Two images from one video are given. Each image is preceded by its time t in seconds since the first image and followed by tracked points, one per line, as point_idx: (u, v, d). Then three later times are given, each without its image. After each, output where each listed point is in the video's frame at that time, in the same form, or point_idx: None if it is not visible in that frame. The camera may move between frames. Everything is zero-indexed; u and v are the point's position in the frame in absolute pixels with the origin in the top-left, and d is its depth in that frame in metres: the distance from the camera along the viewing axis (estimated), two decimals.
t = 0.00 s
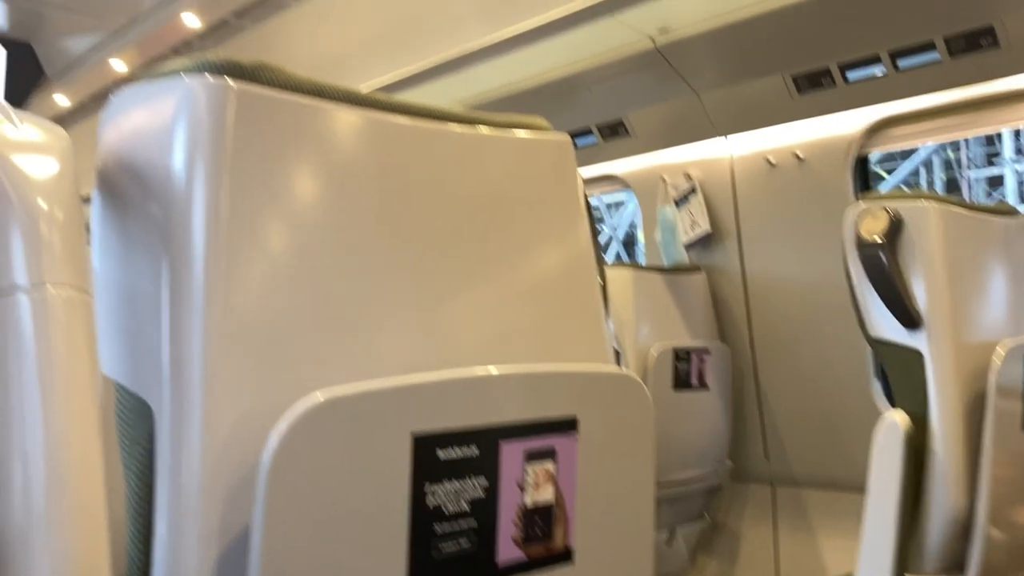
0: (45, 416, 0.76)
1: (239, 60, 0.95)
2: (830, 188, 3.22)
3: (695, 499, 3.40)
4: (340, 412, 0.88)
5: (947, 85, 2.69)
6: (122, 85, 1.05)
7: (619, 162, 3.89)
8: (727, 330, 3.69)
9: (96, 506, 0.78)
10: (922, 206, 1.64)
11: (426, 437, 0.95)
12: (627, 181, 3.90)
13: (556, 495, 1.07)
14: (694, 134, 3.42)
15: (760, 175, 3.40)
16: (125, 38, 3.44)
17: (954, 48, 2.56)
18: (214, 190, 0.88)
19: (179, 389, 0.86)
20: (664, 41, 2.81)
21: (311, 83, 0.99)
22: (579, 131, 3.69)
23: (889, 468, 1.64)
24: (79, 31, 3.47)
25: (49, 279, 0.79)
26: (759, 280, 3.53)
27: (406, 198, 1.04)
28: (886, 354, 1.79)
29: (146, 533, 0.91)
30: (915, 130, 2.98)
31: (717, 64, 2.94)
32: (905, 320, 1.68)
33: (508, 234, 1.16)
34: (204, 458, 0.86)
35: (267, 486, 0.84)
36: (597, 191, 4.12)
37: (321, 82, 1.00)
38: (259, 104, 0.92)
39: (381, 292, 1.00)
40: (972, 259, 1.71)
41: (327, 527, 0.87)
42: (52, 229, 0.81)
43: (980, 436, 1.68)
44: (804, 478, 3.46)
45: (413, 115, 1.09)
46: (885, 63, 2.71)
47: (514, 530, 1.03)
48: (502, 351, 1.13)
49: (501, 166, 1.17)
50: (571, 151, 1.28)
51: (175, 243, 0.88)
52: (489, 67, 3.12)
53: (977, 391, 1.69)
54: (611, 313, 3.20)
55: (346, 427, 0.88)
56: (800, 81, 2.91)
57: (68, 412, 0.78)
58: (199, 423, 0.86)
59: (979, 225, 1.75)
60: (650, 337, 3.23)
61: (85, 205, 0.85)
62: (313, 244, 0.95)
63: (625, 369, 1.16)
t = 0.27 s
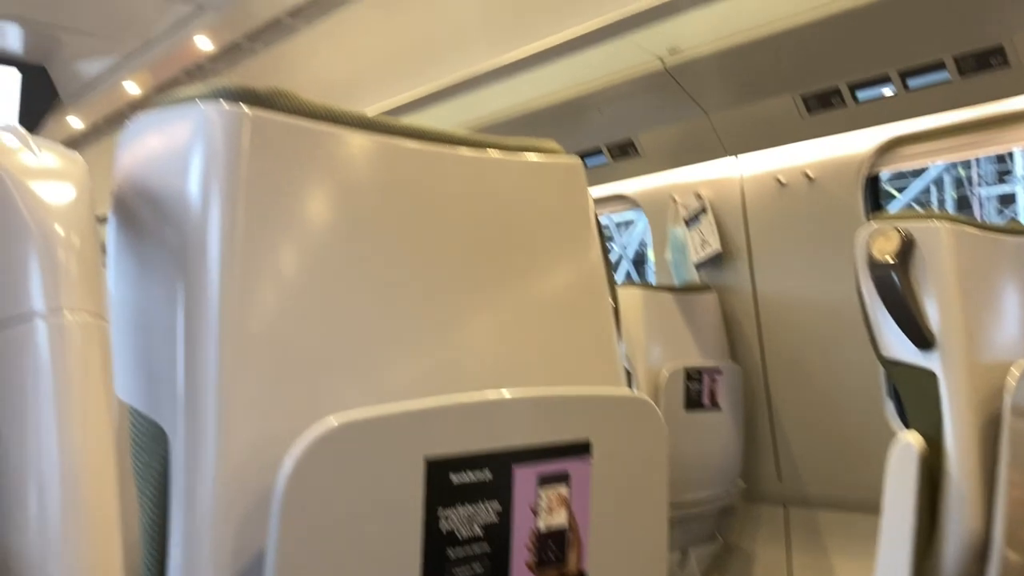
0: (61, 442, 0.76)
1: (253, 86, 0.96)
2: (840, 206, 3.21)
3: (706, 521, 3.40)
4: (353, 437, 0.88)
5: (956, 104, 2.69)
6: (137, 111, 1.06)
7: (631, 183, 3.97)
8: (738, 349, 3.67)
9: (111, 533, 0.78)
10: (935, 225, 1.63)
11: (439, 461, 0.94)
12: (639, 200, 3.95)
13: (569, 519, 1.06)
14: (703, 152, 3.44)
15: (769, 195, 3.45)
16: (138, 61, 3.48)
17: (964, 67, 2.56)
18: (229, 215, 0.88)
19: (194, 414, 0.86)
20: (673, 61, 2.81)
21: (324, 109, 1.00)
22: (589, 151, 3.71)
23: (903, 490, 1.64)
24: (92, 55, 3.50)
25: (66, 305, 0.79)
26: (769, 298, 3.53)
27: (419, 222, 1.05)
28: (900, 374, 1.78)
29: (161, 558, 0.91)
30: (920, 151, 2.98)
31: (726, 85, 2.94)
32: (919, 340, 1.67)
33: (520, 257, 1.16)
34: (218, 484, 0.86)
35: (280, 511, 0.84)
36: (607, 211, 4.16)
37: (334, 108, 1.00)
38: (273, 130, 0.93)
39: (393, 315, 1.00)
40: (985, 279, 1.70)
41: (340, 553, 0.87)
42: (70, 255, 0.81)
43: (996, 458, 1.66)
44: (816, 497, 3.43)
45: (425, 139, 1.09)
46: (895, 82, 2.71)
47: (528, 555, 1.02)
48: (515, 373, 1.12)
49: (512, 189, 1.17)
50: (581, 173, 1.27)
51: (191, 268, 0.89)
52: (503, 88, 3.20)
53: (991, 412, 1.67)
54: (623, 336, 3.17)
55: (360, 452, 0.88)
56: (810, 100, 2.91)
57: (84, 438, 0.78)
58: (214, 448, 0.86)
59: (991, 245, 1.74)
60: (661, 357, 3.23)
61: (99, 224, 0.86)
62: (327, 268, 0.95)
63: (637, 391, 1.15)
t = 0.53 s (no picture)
0: (73, 458, 0.77)
1: (263, 104, 0.96)
2: (847, 219, 3.21)
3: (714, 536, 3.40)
4: (363, 453, 0.88)
5: (962, 116, 2.69)
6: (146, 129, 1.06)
7: (637, 196, 3.98)
8: (746, 363, 3.67)
9: (122, 549, 0.78)
10: (943, 239, 1.64)
11: (448, 477, 0.94)
12: (646, 214, 3.96)
13: (578, 536, 1.06)
14: (710, 167, 3.44)
15: (778, 209, 3.44)
16: (149, 75, 3.51)
17: (971, 80, 2.56)
18: (239, 231, 0.89)
19: (203, 430, 0.86)
20: (680, 74, 2.82)
21: (334, 126, 1.00)
22: (595, 164, 3.71)
23: (913, 505, 1.65)
24: (103, 70, 3.52)
25: (77, 322, 0.80)
26: (777, 312, 3.51)
27: (428, 238, 1.05)
28: (909, 389, 1.78)
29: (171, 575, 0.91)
30: (927, 164, 2.98)
31: (732, 99, 2.94)
32: (928, 354, 1.67)
33: (529, 273, 1.16)
34: (228, 500, 0.85)
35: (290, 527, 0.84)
36: (614, 224, 4.16)
37: (343, 124, 1.01)
38: (283, 147, 0.93)
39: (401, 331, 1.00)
40: (994, 293, 1.70)
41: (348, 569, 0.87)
42: (82, 272, 0.81)
43: (1007, 473, 1.65)
44: (827, 512, 3.41)
45: (434, 156, 1.09)
46: (902, 95, 2.71)
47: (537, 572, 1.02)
48: (523, 388, 1.12)
49: (521, 205, 1.17)
50: (589, 189, 1.27)
51: (201, 284, 0.89)
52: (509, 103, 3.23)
53: (1002, 426, 1.66)
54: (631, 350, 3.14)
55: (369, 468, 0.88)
56: (817, 114, 2.92)
57: (95, 454, 0.78)
58: (224, 464, 0.86)
59: (1001, 259, 1.74)
60: (669, 371, 3.23)
61: (109, 237, 0.86)
62: (335, 284, 0.95)
63: (646, 407, 1.15)
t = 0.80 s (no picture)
0: (89, 482, 0.76)
1: (279, 129, 0.96)
2: (859, 239, 3.21)
3: (727, 557, 3.38)
4: (377, 477, 0.88)
5: (973, 135, 2.69)
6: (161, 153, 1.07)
7: (647, 216, 3.99)
8: (758, 384, 3.66)
9: None
10: (956, 259, 1.63)
11: (461, 502, 0.94)
12: (656, 233, 3.96)
13: (593, 561, 1.05)
14: (721, 185, 3.45)
15: (789, 228, 3.43)
16: (159, 98, 3.52)
17: (983, 100, 2.57)
18: (254, 254, 0.89)
19: (218, 454, 0.86)
20: (690, 96, 2.80)
21: (349, 150, 1.00)
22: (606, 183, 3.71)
23: (929, 527, 1.62)
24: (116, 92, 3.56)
25: (94, 347, 0.80)
26: (790, 332, 3.50)
27: (441, 261, 1.05)
28: (924, 410, 1.76)
29: None
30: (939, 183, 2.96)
31: (742, 120, 2.94)
32: (943, 375, 1.66)
33: (543, 296, 1.16)
34: (241, 526, 0.85)
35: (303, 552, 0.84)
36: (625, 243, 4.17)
37: (358, 148, 1.01)
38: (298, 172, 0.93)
39: (415, 353, 1.00)
40: (1009, 314, 1.69)
41: None
42: (99, 296, 0.81)
43: None
44: (843, 535, 3.36)
45: (447, 179, 1.10)
46: (913, 114, 2.72)
47: None
48: (536, 411, 1.11)
49: (534, 228, 1.17)
50: (602, 212, 1.27)
51: (217, 307, 0.89)
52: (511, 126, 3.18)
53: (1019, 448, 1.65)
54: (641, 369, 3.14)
55: (382, 493, 0.88)
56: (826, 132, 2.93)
57: (111, 478, 0.78)
58: (238, 489, 0.85)
59: (1016, 280, 1.73)
60: (680, 391, 3.20)
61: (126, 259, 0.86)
62: (349, 306, 0.95)
63: (659, 430, 1.14)
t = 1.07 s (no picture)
0: (104, 506, 0.76)
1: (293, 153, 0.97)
2: (871, 257, 3.20)
3: None
4: (391, 500, 0.88)
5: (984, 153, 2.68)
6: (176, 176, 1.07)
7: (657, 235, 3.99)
8: (771, 403, 3.63)
9: None
10: (968, 278, 1.63)
11: (475, 525, 0.93)
12: (666, 252, 3.96)
13: None
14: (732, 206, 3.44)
15: (799, 246, 3.43)
16: (174, 118, 3.56)
17: (994, 118, 2.54)
18: (269, 277, 0.89)
19: (232, 477, 0.86)
20: (700, 116, 2.87)
21: (362, 173, 1.01)
22: (615, 203, 3.69)
23: (946, 549, 1.61)
24: (131, 112, 3.60)
25: (110, 371, 0.80)
26: (802, 350, 3.49)
27: (454, 284, 1.05)
28: (937, 430, 1.76)
29: None
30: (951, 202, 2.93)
31: (751, 137, 2.95)
32: (957, 396, 1.65)
33: (555, 317, 1.15)
34: (255, 549, 0.84)
35: None
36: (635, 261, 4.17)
37: (371, 171, 1.01)
38: (312, 195, 0.94)
39: (426, 374, 1.00)
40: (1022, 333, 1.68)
41: None
42: (115, 319, 0.82)
43: None
44: (857, 556, 3.31)
45: (460, 202, 1.10)
46: (924, 133, 2.69)
47: None
48: (548, 431, 1.11)
49: (546, 250, 1.17)
50: (613, 234, 1.27)
51: (231, 330, 0.89)
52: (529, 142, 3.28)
53: None
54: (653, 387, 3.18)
55: (396, 516, 0.88)
56: (837, 152, 2.90)
57: (127, 502, 0.77)
58: (251, 512, 0.85)
59: None
60: (692, 411, 3.26)
61: (142, 277, 0.87)
62: (361, 328, 0.95)
63: (672, 453, 1.14)
